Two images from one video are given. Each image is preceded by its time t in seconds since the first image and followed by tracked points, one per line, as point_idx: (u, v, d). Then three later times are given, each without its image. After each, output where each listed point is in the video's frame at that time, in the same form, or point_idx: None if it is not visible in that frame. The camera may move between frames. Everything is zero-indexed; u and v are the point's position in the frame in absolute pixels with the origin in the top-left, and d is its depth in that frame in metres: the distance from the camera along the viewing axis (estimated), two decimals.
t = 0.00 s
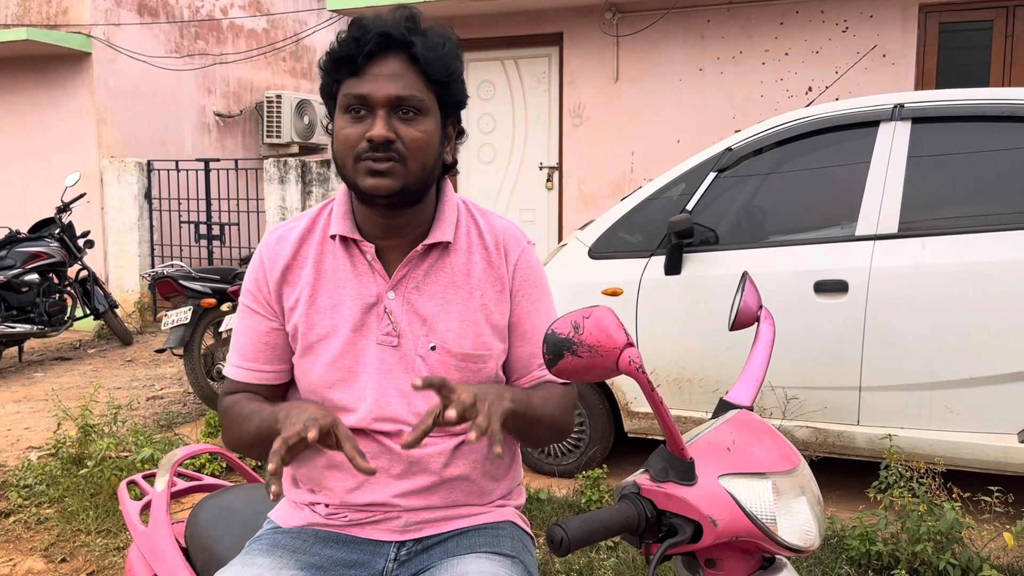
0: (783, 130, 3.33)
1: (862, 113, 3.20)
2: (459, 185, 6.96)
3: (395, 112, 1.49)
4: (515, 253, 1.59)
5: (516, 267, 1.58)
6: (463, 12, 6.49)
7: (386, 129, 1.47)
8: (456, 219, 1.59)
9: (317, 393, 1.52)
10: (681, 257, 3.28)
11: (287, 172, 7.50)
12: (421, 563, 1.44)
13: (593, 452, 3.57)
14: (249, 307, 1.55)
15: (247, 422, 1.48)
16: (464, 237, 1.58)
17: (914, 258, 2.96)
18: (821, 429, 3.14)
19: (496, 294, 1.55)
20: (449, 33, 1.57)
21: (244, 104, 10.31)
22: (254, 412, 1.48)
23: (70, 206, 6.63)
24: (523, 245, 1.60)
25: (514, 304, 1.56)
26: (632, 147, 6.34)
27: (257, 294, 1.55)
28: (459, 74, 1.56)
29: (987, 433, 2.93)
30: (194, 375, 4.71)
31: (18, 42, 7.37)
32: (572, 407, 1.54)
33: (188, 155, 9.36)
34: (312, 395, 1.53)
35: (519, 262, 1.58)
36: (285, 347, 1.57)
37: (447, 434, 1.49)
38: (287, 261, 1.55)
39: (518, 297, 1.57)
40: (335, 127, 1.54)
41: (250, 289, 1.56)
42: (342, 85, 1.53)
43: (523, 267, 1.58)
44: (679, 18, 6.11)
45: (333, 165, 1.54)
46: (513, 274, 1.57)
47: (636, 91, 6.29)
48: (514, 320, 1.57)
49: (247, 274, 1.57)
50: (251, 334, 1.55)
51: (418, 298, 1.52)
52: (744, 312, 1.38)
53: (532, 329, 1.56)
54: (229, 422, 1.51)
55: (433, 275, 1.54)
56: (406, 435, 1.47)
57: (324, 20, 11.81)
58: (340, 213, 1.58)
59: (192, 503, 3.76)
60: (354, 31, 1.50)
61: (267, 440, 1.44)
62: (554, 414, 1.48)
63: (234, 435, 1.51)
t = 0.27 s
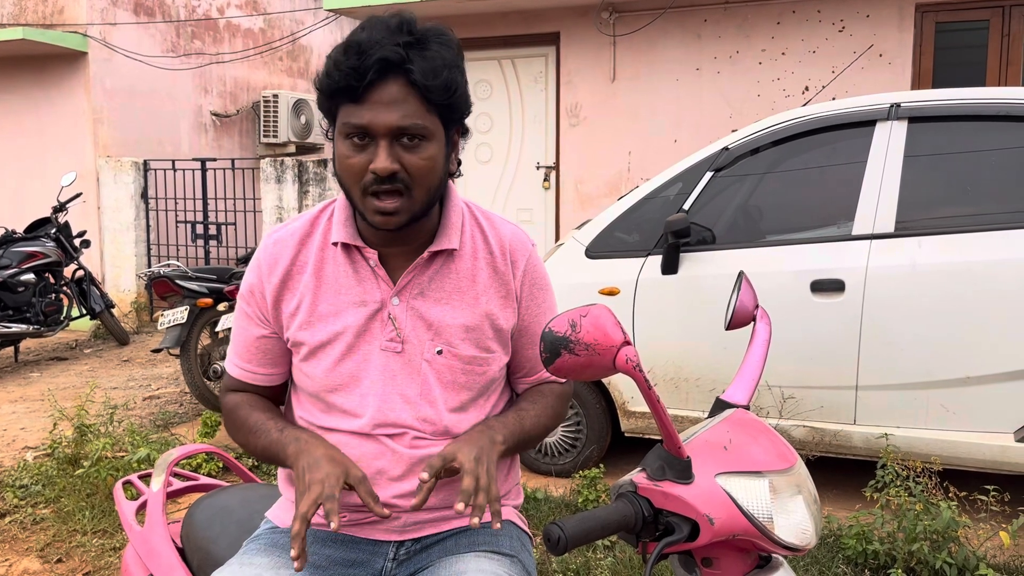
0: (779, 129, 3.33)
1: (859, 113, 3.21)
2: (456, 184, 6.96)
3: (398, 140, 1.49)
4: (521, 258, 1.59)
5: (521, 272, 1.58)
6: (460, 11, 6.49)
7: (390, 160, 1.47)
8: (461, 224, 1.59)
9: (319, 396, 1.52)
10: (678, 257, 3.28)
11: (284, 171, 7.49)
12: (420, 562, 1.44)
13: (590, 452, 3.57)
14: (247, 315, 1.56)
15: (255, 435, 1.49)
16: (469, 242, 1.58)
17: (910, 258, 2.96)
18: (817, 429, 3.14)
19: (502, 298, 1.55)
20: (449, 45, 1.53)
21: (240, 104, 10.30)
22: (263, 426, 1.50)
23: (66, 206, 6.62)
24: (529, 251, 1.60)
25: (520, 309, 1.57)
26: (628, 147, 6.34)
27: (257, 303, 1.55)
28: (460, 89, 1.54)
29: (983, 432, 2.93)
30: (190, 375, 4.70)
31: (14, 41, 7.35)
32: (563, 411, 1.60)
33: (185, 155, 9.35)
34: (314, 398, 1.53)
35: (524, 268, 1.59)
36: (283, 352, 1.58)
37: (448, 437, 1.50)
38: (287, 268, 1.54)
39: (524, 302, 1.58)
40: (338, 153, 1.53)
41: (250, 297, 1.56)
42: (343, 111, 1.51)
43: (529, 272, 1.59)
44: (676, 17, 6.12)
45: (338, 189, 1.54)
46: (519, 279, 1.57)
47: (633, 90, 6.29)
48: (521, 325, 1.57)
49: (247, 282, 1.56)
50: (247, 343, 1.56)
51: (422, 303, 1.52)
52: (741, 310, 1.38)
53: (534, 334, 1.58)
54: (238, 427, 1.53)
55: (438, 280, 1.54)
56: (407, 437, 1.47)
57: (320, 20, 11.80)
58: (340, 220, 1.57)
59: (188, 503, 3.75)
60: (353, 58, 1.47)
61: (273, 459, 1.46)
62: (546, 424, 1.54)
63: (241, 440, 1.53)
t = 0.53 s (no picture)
0: (776, 129, 3.33)
1: (855, 113, 3.21)
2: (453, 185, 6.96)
3: (398, 128, 1.48)
4: (517, 258, 1.59)
5: (518, 273, 1.58)
6: (457, 11, 6.49)
7: (389, 147, 1.47)
8: (458, 223, 1.59)
9: (314, 396, 1.51)
10: (675, 257, 3.29)
11: (281, 171, 7.48)
12: (415, 564, 1.44)
13: (587, 452, 3.56)
14: (244, 315, 1.55)
15: (248, 437, 1.49)
16: (466, 242, 1.58)
17: (907, 258, 2.96)
18: (814, 428, 3.15)
19: (498, 298, 1.55)
20: (450, 38, 1.54)
21: (237, 104, 10.28)
22: (255, 428, 1.49)
23: (62, 206, 6.60)
24: (524, 251, 1.61)
25: (516, 309, 1.57)
26: (625, 147, 6.34)
27: (254, 302, 1.55)
28: (461, 81, 1.54)
29: (980, 432, 2.93)
30: (187, 375, 4.69)
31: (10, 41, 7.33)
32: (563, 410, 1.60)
33: (181, 155, 9.34)
34: (309, 399, 1.52)
35: (521, 268, 1.59)
36: (279, 353, 1.57)
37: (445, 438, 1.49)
38: (284, 266, 1.54)
39: (520, 303, 1.58)
40: (337, 142, 1.52)
41: (247, 297, 1.55)
42: (343, 98, 1.51)
43: (525, 272, 1.59)
44: (673, 17, 6.12)
45: (337, 178, 1.54)
46: (515, 279, 1.58)
47: (630, 90, 6.29)
48: (517, 326, 1.57)
49: (244, 281, 1.56)
50: (243, 342, 1.55)
51: (420, 302, 1.52)
52: (736, 311, 1.38)
53: (531, 335, 1.58)
54: (230, 431, 1.52)
55: (435, 280, 1.54)
56: (403, 438, 1.47)
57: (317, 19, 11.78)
58: (337, 218, 1.56)
59: (185, 504, 3.75)
60: (355, 44, 1.47)
61: (266, 460, 1.46)
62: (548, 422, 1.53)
63: (233, 445, 1.52)
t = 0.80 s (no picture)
0: (772, 130, 3.34)
1: (851, 113, 3.22)
2: (450, 185, 6.96)
3: (385, 120, 1.49)
4: (509, 257, 1.59)
5: (511, 272, 1.58)
6: (454, 11, 6.48)
7: (377, 138, 1.47)
8: (448, 223, 1.59)
9: (307, 398, 1.50)
10: (671, 257, 3.29)
11: (277, 172, 7.47)
12: (411, 564, 1.43)
13: (583, 452, 3.56)
14: (236, 317, 1.54)
15: (234, 438, 1.47)
16: (457, 241, 1.58)
17: (903, 258, 2.97)
18: (810, 429, 3.15)
19: (490, 298, 1.55)
20: (433, 33, 1.55)
21: (234, 104, 10.27)
22: (242, 429, 1.48)
23: (58, 206, 6.59)
24: (516, 250, 1.61)
25: (508, 308, 1.57)
26: (622, 147, 6.34)
27: (247, 304, 1.54)
28: (445, 75, 1.55)
29: (976, 432, 2.94)
30: (183, 376, 4.68)
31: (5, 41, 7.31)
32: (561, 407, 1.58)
33: (178, 155, 9.32)
34: (302, 400, 1.52)
35: (512, 267, 1.59)
36: (273, 355, 1.56)
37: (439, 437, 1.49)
38: (276, 268, 1.54)
39: (512, 302, 1.58)
40: (325, 137, 1.52)
41: (239, 299, 1.55)
42: (330, 94, 1.51)
43: (517, 271, 1.59)
44: (670, 17, 6.12)
45: (325, 174, 1.53)
46: (507, 278, 1.58)
47: (627, 90, 6.29)
48: (509, 324, 1.57)
49: (236, 283, 1.56)
50: (236, 345, 1.54)
51: (412, 302, 1.51)
52: (732, 311, 1.38)
53: (524, 333, 1.58)
54: (218, 433, 1.51)
55: (427, 280, 1.54)
56: (397, 438, 1.47)
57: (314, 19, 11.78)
58: (329, 219, 1.56)
59: (181, 505, 3.74)
60: (338, 38, 1.48)
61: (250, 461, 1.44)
62: (547, 417, 1.52)
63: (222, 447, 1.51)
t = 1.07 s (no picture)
0: (768, 130, 3.34)
1: (848, 114, 3.22)
2: (447, 186, 6.96)
3: (360, 122, 1.48)
4: (500, 249, 1.57)
5: (502, 266, 1.56)
6: (451, 12, 6.49)
7: (352, 141, 1.47)
8: (438, 219, 1.58)
9: (301, 397, 1.50)
10: (668, 258, 3.29)
11: (274, 172, 7.46)
12: (407, 565, 1.43)
13: (581, 453, 3.56)
14: (229, 318, 1.54)
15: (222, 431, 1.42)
16: (447, 236, 1.57)
17: (900, 258, 2.97)
18: (808, 429, 3.15)
19: (482, 291, 1.54)
20: (407, 32, 1.54)
21: (231, 104, 10.26)
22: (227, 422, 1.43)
23: (55, 207, 6.57)
24: (507, 242, 1.59)
25: (501, 301, 1.56)
26: (620, 147, 6.34)
27: (239, 305, 1.54)
28: (421, 73, 1.54)
29: (973, 432, 2.94)
30: (180, 377, 4.67)
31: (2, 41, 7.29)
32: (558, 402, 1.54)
33: (175, 155, 9.31)
34: (298, 399, 1.52)
35: (504, 260, 1.57)
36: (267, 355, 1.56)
37: (434, 433, 1.49)
38: (267, 269, 1.54)
39: (505, 294, 1.56)
40: (304, 143, 1.53)
41: (231, 300, 1.55)
42: (306, 100, 1.52)
43: (509, 263, 1.57)
44: (667, 18, 6.12)
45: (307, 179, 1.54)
46: (498, 271, 1.56)
47: (623, 91, 6.29)
48: (503, 317, 1.56)
49: (228, 285, 1.56)
50: (229, 347, 1.54)
51: (403, 300, 1.51)
52: (729, 311, 1.38)
53: (520, 325, 1.55)
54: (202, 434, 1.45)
55: (419, 276, 1.53)
56: (393, 435, 1.47)
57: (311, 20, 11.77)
58: (319, 218, 1.57)
59: (178, 506, 3.73)
60: (309, 45, 1.48)
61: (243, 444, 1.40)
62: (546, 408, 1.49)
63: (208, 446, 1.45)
